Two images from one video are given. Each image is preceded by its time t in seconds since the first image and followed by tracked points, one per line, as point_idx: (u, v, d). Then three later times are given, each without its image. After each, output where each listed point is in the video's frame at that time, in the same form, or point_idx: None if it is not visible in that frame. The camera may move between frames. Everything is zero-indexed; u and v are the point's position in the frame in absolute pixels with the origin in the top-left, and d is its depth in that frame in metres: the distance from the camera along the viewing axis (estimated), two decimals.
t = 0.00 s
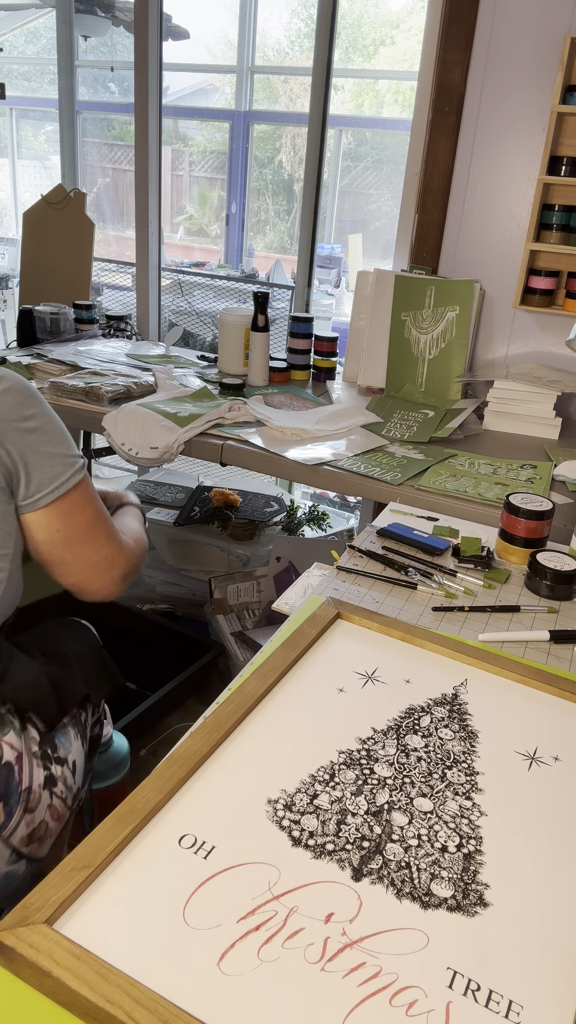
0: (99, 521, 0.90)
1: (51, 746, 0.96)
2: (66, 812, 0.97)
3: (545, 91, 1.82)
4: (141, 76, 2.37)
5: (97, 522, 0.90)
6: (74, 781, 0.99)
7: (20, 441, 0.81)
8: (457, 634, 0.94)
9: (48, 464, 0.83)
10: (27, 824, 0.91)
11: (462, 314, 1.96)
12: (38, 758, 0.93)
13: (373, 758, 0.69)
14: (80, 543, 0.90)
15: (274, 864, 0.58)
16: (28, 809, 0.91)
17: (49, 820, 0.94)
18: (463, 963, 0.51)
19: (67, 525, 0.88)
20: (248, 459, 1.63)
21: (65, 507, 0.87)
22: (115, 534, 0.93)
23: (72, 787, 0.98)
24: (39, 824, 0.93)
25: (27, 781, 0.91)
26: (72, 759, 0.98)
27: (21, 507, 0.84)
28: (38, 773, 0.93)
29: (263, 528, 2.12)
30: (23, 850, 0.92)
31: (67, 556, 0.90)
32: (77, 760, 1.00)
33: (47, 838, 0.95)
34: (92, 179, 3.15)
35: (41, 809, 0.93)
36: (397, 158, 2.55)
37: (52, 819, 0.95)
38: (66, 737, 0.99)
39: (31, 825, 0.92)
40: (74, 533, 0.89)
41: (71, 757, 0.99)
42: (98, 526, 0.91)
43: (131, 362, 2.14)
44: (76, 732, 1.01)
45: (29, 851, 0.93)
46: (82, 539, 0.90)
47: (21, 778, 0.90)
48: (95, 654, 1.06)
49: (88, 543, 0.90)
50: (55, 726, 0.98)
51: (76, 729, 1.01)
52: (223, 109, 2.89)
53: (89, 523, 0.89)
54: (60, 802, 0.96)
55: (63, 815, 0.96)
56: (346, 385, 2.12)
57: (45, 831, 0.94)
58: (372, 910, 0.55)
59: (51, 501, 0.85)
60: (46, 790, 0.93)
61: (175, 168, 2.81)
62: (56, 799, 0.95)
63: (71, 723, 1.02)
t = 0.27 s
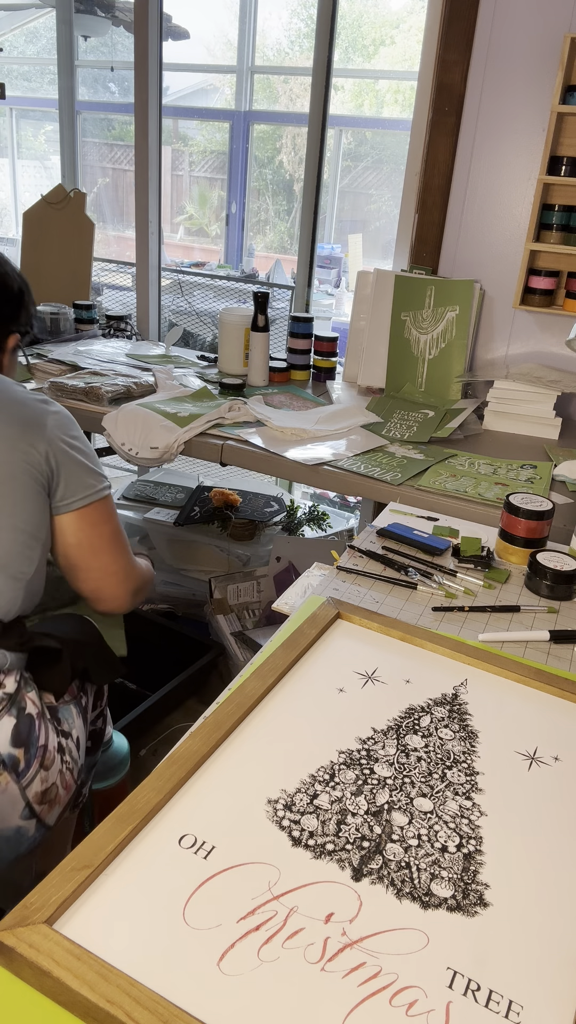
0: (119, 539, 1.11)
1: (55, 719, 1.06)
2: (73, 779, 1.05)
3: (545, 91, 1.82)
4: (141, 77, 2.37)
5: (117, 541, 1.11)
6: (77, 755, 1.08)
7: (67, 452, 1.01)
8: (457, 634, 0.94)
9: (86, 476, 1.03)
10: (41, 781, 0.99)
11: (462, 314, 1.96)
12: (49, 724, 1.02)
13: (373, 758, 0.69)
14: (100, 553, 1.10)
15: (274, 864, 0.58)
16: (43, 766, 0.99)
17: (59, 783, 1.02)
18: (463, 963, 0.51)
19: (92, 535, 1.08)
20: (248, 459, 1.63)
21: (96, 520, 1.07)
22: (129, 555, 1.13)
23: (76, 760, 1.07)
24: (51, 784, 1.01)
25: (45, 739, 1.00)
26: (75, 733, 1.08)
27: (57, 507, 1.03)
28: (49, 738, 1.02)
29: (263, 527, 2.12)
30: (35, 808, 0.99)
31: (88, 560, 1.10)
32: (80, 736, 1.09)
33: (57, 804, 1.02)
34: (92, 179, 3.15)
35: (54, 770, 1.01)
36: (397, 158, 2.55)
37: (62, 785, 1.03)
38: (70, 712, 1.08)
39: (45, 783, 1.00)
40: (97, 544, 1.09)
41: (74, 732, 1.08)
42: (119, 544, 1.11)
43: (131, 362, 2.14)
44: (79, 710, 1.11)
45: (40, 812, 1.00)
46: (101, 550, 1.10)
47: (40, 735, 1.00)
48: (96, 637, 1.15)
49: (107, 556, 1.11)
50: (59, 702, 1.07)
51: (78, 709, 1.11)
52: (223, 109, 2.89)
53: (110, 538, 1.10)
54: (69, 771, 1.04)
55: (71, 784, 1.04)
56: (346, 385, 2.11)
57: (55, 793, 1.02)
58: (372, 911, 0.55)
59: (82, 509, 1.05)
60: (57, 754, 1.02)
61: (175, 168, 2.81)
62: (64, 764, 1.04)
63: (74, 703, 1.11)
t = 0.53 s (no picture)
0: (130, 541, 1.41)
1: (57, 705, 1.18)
2: (71, 762, 1.14)
3: (545, 91, 1.82)
4: (141, 77, 2.37)
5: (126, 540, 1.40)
6: (76, 741, 1.18)
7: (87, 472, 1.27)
8: (457, 634, 0.94)
9: (100, 492, 1.31)
10: (41, 756, 1.08)
11: (462, 314, 1.96)
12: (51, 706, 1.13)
13: (373, 758, 0.69)
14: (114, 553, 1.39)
15: (274, 863, 0.58)
16: (44, 741, 1.09)
17: (59, 762, 1.12)
18: (463, 963, 0.51)
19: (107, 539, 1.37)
20: (248, 459, 1.63)
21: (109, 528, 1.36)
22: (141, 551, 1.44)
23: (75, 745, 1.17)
24: (51, 761, 1.10)
25: (47, 717, 1.10)
26: (75, 721, 1.19)
27: (77, 517, 1.31)
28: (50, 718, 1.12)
29: (263, 528, 2.12)
30: (34, 782, 1.08)
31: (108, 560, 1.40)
32: (79, 724, 1.20)
33: (56, 785, 1.12)
34: (92, 179, 3.15)
35: (55, 749, 1.11)
36: (398, 158, 2.55)
37: (62, 765, 1.12)
38: (71, 701, 1.20)
39: (45, 758, 1.09)
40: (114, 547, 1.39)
41: (74, 719, 1.19)
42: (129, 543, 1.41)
43: (131, 362, 2.14)
44: (80, 702, 1.22)
45: (38, 786, 1.09)
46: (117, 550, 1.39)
47: (43, 711, 1.09)
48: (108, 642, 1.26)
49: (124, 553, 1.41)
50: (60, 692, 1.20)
51: (79, 702, 1.23)
52: (223, 109, 2.89)
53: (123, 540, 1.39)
54: (68, 753, 1.14)
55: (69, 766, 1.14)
56: (346, 386, 2.11)
57: (54, 772, 1.11)
58: (372, 911, 0.55)
59: (100, 519, 1.34)
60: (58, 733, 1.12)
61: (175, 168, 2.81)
62: (64, 745, 1.14)
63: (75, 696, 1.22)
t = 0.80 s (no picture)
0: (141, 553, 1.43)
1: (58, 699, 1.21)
2: (70, 755, 1.17)
3: (545, 91, 1.82)
4: (141, 77, 2.37)
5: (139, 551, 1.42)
6: (76, 735, 1.21)
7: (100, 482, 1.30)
8: (457, 634, 0.94)
9: (112, 504, 1.33)
10: (41, 744, 1.11)
11: (462, 314, 1.96)
12: (53, 697, 1.15)
13: (373, 758, 0.69)
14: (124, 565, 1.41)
15: (274, 864, 0.58)
16: (44, 729, 1.11)
17: (58, 753, 1.15)
18: (463, 963, 0.51)
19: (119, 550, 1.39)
20: (248, 460, 1.63)
21: (121, 541, 1.38)
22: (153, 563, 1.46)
23: (75, 738, 1.20)
24: (50, 751, 1.13)
25: (48, 708, 1.12)
26: (76, 715, 1.22)
27: (89, 529, 1.33)
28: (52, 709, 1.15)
29: (263, 528, 2.12)
30: (33, 770, 1.11)
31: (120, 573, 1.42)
32: (80, 719, 1.23)
33: (55, 776, 1.15)
34: (92, 179, 3.15)
35: (54, 740, 1.13)
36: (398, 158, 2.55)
37: (61, 757, 1.15)
38: (72, 696, 1.24)
39: (44, 747, 1.12)
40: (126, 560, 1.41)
41: (75, 713, 1.22)
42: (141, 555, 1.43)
43: (130, 362, 2.14)
44: (83, 699, 1.26)
45: (37, 775, 1.12)
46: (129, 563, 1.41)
47: (45, 699, 1.11)
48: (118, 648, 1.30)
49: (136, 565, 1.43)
50: (62, 686, 1.23)
51: (82, 699, 1.26)
52: (223, 109, 2.89)
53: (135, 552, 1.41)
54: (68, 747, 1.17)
55: (68, 760, 1.17)
56: (346, 385, 2.11)
57: (53, 763, 1.14)
58: (372, 911, 0.55)
59: (113, 530, 1.36)
60: (58, 724, 1.15)
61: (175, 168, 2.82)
62: (64, 737, 1.17)
63: (78, 694, 1.25)
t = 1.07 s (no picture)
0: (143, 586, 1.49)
1: (63, 698, 1.21)
2: (73, 755, 1.18)
3: (545, 91, 1.82)
4: (141, 77, 2.37)
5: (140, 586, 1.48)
6: (79, 736, 1.21)
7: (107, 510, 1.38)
8: (457, 634, 0.94)
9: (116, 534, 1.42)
10: (45, 740, 1.12)
11: (462, 314, 1.96)
12: (57, 697, 1.17)
13: (373, 758, 0.69)
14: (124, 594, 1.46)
15: (274, 864, 0.58)
16: (48, 726, 1.12)
17: (61, 752, 1.15)
18: (463, 963, 0.52)
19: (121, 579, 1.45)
20: (248, 460, 1.63)
21: (125, 570, 1.45)
22: (153, 595, 1.51)
23: (78, 739, 1.21)
24: (53, 748, 1.13)
25: (52, 707, 1.14)
26: (80, 716, 1.23)
27: (97, 554, 1.41)
28: (56, 707, 1.16)
29: (263, 528, 2.12)
30: (35, 765, 1.11)
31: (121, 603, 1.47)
32: (85, 721, 1.24)
33: (57, 776, 1.16)
34: (92, 179, 3.15)
35: (57, 738, 1.14)
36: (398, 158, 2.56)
37: (64, 756, 1.16)
38: (77, 698, 1.24)
39: (48, 743, 1.12)
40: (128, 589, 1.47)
41: (79, 715, 1.23)
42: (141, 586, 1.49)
43: (130, 362, 2.14)
44: (88, 701, 1.26)
45: (39, 771, 1.12)
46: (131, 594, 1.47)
47: (50, 695, 1.13)
48: (124, 648, 1.32)
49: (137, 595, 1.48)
50: (67, 687, 1.24)
51: (88, 702, 1.26)
52: (223, 109, 2.89)
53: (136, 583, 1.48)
54: (70, 747, 1.18)
55: (70, 760, 1.18)
56: (346, 385, 2.11)
57: (56, 761, 1.15)
58: (372, 910, 0.55)
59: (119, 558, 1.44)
60: (62, 722, 1.16)
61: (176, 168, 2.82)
62: (67, 736, 1.17)
63: (83, 695, 1.26)
